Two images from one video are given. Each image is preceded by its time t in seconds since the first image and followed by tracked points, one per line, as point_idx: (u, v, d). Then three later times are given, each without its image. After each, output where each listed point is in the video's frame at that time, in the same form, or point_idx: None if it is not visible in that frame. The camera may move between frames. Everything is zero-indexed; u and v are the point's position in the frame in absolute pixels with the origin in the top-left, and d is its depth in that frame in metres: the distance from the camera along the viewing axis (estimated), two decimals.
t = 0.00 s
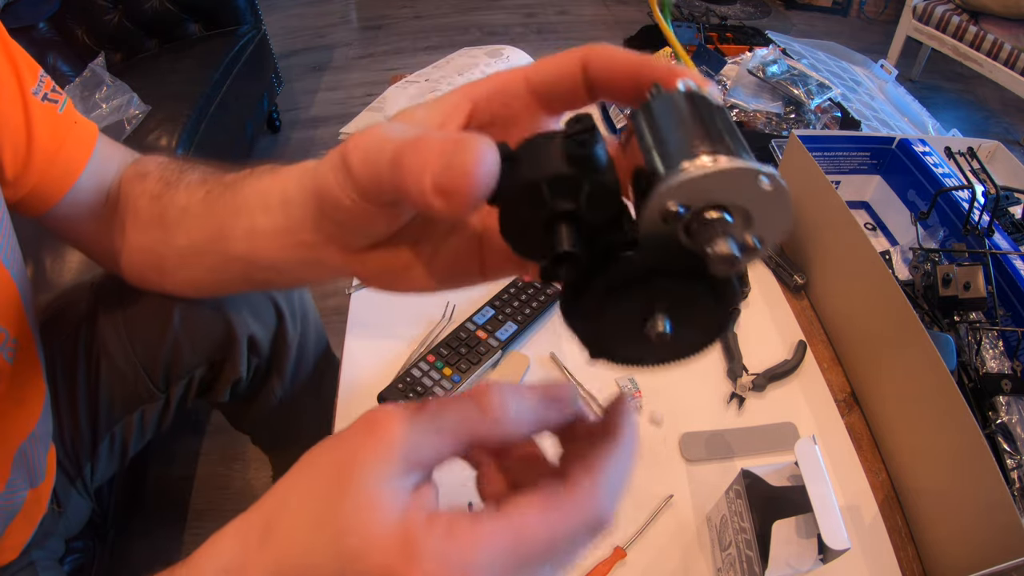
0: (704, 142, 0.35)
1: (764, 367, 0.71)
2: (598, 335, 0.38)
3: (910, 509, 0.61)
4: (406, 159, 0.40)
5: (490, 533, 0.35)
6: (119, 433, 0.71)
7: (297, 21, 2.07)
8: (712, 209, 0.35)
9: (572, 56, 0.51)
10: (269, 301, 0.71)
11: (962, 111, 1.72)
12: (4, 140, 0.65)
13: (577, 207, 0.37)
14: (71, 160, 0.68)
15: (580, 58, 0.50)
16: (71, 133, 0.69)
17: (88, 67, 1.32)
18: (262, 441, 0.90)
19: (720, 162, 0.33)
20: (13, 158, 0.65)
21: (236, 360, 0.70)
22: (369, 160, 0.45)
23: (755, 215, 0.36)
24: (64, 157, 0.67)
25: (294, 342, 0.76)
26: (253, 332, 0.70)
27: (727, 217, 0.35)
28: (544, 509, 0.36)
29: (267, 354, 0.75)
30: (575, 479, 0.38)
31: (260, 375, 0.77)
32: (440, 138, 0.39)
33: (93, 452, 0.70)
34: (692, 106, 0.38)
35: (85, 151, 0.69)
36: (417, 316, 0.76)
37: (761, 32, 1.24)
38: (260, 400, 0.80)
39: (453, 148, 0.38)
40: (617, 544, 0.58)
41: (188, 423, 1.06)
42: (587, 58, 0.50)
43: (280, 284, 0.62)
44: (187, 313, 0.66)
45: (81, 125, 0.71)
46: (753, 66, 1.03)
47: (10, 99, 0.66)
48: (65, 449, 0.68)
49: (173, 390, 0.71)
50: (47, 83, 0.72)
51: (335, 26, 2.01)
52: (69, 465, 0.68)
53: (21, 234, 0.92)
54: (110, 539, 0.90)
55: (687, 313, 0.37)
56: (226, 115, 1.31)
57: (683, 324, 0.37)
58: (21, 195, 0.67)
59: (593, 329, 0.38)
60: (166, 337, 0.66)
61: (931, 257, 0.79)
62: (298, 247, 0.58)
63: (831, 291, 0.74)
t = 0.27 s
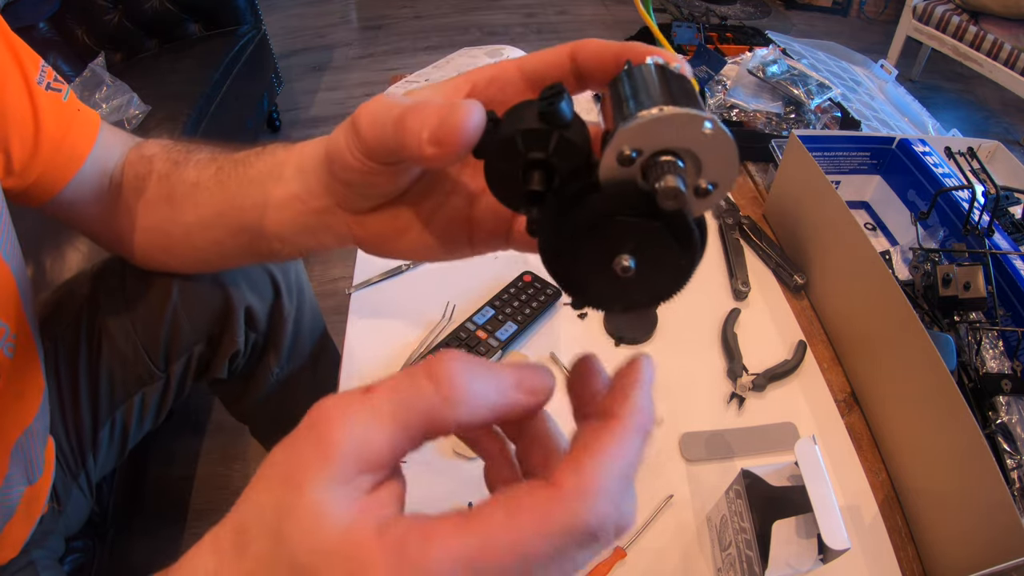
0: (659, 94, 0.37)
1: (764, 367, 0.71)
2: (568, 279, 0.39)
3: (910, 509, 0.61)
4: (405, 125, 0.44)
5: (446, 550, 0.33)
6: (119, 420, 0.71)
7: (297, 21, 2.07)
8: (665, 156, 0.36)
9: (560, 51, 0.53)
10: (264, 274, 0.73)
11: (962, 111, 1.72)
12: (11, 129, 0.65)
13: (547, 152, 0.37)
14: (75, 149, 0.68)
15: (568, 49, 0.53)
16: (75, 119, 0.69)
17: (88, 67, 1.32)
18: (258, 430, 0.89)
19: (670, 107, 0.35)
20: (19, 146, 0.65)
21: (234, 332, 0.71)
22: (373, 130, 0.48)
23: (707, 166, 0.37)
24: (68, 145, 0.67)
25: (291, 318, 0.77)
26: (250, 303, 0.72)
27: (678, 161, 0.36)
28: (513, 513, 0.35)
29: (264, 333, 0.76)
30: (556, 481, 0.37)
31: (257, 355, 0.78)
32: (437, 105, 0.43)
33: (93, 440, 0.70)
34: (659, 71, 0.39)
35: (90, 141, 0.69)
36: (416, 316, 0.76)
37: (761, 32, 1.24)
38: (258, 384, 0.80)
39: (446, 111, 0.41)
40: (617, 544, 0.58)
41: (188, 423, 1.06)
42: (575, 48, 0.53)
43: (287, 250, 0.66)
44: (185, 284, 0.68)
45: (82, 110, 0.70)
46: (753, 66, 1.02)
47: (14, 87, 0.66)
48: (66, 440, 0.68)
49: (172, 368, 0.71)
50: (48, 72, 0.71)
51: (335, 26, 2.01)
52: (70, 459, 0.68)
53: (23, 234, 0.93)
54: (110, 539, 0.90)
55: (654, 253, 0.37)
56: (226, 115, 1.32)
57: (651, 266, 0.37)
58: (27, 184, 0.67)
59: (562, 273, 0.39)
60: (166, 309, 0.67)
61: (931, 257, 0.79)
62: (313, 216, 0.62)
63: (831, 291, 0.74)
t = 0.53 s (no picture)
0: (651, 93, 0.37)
1: (764, 367, 0.71)
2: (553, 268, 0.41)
3: (910, 509, 0.61)
4: (401, 115, 0.44)
5: (445, 500, 0.32)
6: (119, 418, 0.70)
7: (297, 21, 2.07)
8: (654, 154, 0.36)
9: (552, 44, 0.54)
10: (262, 269, 0.73)
11: (962, 111, 1.72)
12: (12, 124, 0.65)
13: (540, 144, 0.38)
14: (76, 145, 0.68)
15: (560, 44, 0.53)
16: (75, 115, 0.69)
17: (88, 66, 1.31)
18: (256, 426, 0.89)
19: (661, 107, 0.35)
20: (20, 140, 0.65)
21: (232, 326, 0.71)
22: (367, 121, 0.48)
23: (693, 169, 0.37)
24: (69, 142, 0.67)
25: (289, 313, 0.77)
26: (249, 298, 0.71)
27: (665, 158, 0.36)
28: (509, 461, 0.33)
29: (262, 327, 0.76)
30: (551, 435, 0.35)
31: (256, 351, 0.78)
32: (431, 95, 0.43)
33: (93, 439, 0.69)
34: (653, 68, 0.40)
35: (90, 136, 0.69)
36: (416, 316, 0.76)
37: (761, 32, 1.23)
38: (257, 380, 0.80)
39: (438, 102, 0.41)
40: (617, 544, 0.58)
41: (188, 423, 1.06)
42: (568, 42, 0.53)
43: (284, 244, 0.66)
44: (184, 279, 0.67)
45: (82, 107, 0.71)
46: (753, 66, 1.02)
47: (14, 82, 0.66)
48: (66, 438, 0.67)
49: (172, 365, 0.71)
50: (49, 70, 0.71)
51: (335, 26, 2.01)
52: (69, 459, 0.68)
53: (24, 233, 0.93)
54: (110, 539, 0.90)
55: (637, 246, 0.39)
56: (225, 114, 1.32)
57: (634, 261, 0.39)
58: (27, 179, 0.67)
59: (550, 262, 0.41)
60: (165, 303, 0.67)
61: (931, 257, 0.79)
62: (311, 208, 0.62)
63: (831, 292, 0.74)
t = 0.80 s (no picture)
0: (655, 121, 0.40)
1: (764, 367, 0.71)
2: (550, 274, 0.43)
3: (909, 509, 0.61)
4: (419, 119, 0.44)
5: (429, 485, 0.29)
6: (119, 413, 0.69)
7: (297, 21, 2.07)
8: (654, 179, 0.40)
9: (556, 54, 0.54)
10: (262, 262, 0.75)
11: (962, 111, 1.72)
12: (12, 120, 0.64)
13: (553, 160, 0.41)
14: (77, 143, 0.68)
15: (563, 56, 0.54)
16: (76, 112, 0.69)
17: (88, 66, 1.31)
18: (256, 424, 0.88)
19: (664, 139, 0.38)
20: (21, 137, 0.65)
21: (231, 317, 0.72)
22: (384, 124, 0.48)
23: (687, 193, 0.41)
24: (70, 139, 0.68)
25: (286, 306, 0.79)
26: (247, 289, 0.73)
27: (663, 183, 0.40)
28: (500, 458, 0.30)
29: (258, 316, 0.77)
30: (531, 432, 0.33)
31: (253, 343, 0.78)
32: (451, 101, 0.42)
33: (93, 435, 0.69)
34: (655, 95, 0.43)
35: (91, 132, 0.69)
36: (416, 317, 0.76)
37: (761, 32, 1.23)
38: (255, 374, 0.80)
39: (458, 107, 0.40)
40: (617, 543, 0.58)
41: (188, 423, 1.06)
42: (570, 55, 0.53)
43: (288, 235, 0.67)
44: (184, 272, 0.69)
45: (83, 105, 0.71)
46: (753, 65, 1.02)
47: (15, 79, 0.66)
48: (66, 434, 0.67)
49: (171, 358, 0.71)
50: (51, 66, 0.70)
51: (335, 26, 2.01)
52: (70, 455, 0.67)
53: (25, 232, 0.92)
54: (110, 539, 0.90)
55: (630, 256, 0.41)
56: (225, 114, 1.32)
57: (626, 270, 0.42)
58: (27, 176, 0.66)
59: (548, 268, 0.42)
60: (165, 295, 0.67)
61: (931, 257, 0.79)
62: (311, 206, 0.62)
63: (831, 293, 0.74)
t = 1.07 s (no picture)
0: (645, 112, 0.40)
1: (764, 367, 0.71)
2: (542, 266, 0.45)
3: (910, 510, 0.61)
4: (410, 110, 0.44)
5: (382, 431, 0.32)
6: (119, 412, 0.68)
7: (297, 21, 2.07)
8: (641, 172, 0.40)
9: (551, 46, 0.54)
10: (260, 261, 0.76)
11: (962, 111, 1.72)
12: (12, 120, 0.65)
13: (540, 151, 0.41)
14: (77, 143, 0.68)
15: (558, 47, 0.53)
16: (75, 112, 0.69)
17: (88, 66, 1.31)
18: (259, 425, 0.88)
19: (653, 131, 0.38)
20: (21, 137, 0.65)
21: (229, 315, 0.71)
22: (377, 116, 0.49)
23: (676, 187, 0.41)
24: (71, 139, 0.68)
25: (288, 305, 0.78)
26: (246, 288, 0.73)
27: (650, 177, 0.40)
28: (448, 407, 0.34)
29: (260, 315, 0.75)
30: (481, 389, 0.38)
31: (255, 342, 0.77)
32: (440, 92, 0.42)
33: (93, 436, 0.68)
34: (647, 85, 0.42)
35: (90, 132, 0.70)
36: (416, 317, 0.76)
37: (761, 32, 1.24)
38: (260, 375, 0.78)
39: (446, 98, 0.40)
40: (617, 544, 0.58)
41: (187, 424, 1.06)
42: (565, 48, 0.53)
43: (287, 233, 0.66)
44: (183, 270, 0.68)
45: (82, 104, 0.71)
46: (753, 66, 1.02)
47: (14, 78, 0.66)
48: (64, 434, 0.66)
49: (171, 357, 0.69)
50: (50, 66, 0.70)
51: (335, 26, 2.01)
52: (69, 456, 0.66)
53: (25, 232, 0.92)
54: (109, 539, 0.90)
55: (617, 252, 0.43)
56: (225, 114, 1.32)
57: (612, 264, 0.43)
58: (27, 176, 0.67)
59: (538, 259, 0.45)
60: (163, 293, 0.67)
61: (932, 257, 0.79)
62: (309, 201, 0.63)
63: (831, 293, 0.74)
